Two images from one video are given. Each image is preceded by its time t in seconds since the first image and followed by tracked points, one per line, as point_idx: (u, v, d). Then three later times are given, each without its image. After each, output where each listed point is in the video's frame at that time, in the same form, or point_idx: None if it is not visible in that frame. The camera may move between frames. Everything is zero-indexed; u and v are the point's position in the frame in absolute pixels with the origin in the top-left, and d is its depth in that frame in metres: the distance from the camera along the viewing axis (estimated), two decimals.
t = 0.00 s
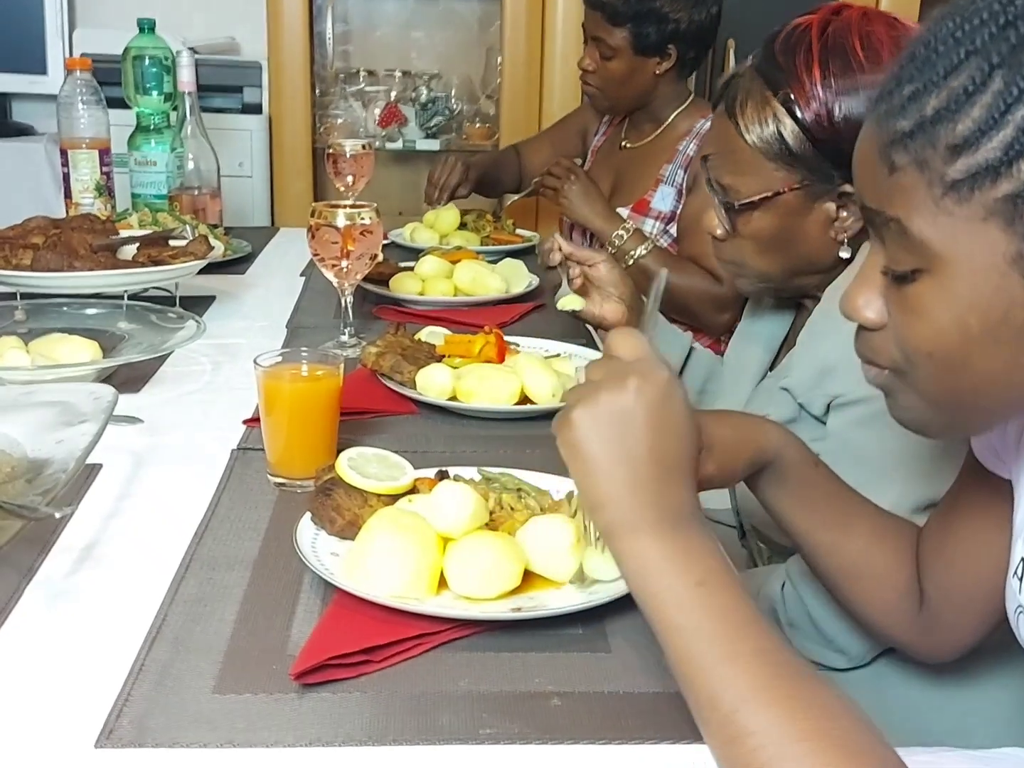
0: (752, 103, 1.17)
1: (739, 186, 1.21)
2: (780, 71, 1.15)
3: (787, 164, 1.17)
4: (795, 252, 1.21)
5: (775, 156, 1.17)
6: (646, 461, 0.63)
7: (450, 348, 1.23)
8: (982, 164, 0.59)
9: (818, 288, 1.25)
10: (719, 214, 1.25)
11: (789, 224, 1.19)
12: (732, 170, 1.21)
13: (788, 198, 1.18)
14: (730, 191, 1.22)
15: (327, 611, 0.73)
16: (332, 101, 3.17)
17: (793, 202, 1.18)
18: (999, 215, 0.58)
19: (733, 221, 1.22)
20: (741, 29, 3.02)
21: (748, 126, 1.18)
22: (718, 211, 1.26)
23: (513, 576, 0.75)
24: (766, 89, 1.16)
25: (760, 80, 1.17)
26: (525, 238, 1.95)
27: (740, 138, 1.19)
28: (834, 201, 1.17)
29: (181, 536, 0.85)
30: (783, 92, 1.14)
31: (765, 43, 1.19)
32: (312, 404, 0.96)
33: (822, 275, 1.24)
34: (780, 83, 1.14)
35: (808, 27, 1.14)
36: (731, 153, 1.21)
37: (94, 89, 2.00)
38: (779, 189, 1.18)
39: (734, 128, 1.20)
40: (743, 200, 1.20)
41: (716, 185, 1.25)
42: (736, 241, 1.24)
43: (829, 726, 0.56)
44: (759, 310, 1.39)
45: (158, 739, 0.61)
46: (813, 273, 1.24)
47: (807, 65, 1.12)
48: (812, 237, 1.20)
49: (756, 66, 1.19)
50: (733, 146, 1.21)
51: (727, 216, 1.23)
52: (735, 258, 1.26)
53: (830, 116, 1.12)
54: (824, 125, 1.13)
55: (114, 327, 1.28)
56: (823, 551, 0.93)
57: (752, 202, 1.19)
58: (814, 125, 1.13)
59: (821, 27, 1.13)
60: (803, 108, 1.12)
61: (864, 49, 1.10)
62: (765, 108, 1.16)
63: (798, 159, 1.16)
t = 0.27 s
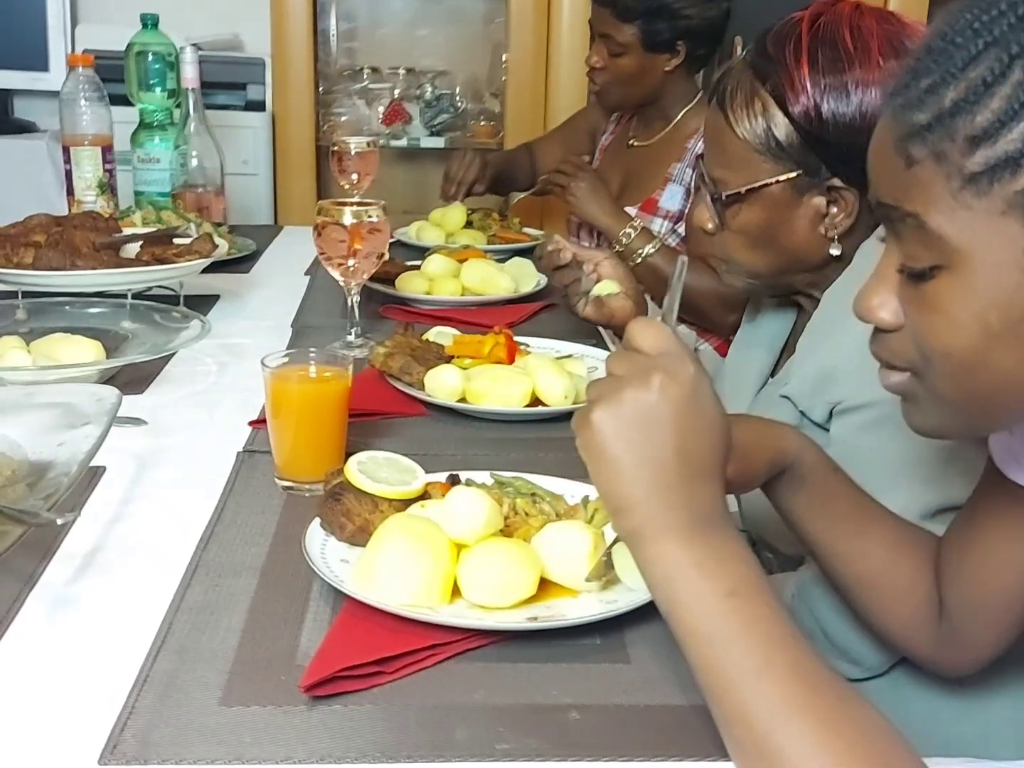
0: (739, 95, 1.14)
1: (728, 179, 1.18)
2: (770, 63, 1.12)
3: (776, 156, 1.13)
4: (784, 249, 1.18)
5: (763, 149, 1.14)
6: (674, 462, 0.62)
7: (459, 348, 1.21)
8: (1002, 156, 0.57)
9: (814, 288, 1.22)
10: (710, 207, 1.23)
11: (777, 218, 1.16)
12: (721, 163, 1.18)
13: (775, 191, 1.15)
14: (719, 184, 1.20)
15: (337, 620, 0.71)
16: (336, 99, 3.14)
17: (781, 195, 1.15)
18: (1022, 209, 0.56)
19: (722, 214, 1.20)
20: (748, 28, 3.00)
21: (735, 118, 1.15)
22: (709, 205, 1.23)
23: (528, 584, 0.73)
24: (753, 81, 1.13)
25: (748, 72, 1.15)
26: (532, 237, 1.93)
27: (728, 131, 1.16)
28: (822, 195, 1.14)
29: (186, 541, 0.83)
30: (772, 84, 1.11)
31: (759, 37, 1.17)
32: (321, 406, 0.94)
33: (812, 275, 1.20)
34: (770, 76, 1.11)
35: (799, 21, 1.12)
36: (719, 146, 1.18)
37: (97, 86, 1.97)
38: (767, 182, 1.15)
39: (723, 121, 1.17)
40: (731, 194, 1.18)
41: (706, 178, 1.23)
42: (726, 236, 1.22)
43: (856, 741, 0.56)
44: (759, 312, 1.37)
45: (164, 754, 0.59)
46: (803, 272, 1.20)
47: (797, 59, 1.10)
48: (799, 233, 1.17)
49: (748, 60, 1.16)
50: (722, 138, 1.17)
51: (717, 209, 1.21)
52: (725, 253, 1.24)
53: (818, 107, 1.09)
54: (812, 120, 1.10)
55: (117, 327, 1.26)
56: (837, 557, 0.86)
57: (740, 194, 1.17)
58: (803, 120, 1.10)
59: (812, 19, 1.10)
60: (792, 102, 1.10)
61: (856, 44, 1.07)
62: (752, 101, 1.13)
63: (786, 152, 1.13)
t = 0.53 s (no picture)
0: (724, 81, 1.14)
1: (708, 161, 1.18)
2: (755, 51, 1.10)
3: (755, 144, 1.12)
4: (762, 236, 1.16)
5: (743, 135, 1.12)
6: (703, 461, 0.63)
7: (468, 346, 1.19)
8: None
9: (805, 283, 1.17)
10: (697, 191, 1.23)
11: (756, 206, 1.14)
12: (705, 147, 1.18)
13: (754, 178, 1.13)
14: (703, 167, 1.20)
15: (349, 625, 0.69)
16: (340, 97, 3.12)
17: (758, 182, 1.13)
18: None
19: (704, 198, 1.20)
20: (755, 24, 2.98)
21: (718, 103, 1.15)
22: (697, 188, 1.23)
23: (546, 589, 0.71)
24: (737, 67, 1.12)
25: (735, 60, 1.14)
26: (540, 233, 1.91)
27: (713, 116, 1.16)
28: (801, 185, 1.11)
29: (192, 544, 0.81)
30: (753, 71, 1.09)
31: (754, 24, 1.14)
32: (329, 403, 0.92)
33: (795, 268, 1.16)
34: (755, 64, 1.09)
35: (788, 11, 1.09)
36: (705, 131, 1.18)
37: (99, 82, 1.95)
38: (747, 167, 1.13)
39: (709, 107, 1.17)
40: (712, 177, 1.18)
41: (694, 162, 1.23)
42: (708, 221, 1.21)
43: (894, 747, 0.55)
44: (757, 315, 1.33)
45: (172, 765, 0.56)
46: (788, 266, 1.17)
47: (780, 46, 1.06)
48: (777, 223, 1.14)
49: (739, 47, 1.14)
50: (708, 124, 1.17)
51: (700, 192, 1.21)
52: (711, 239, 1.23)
53: (797, 95, 1.06)
54: (791, 109, 1.07)
55: (121, 324, 1.24)
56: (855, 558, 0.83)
57: (716, 177, 1.16)
58: (784, 109, 1.07)
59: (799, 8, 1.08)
60: (773, 91, 1.07)
61: (839, 34, 1.03)
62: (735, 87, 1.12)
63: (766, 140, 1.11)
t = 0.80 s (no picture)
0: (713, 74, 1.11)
1: (693, 151, 1.17)
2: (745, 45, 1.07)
3: (737, 139, 1.10)
4: (743, 231, 1.15)
5: (727, 129, 1.11)
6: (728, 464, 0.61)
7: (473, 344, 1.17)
8: None
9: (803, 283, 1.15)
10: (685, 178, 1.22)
11: (736, 200, 1.14)
12: (694, 139, 1.17)
13: (735, 173, 1.12)
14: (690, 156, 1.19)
15: (353, 631, 0.67)
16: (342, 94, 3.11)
17: (739, 177, 1.12)
18: None
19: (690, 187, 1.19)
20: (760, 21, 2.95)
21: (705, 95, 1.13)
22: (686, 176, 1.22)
23: (557, 594, 0.69)
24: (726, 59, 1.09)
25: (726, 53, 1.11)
26: (544, 231, 1.89)
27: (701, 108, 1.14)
28: (779, 184, 1.10)
29: (193, 546, 0.79)
30: (739, 65, 1.06)
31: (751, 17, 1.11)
32: (332, 402, 0.90)
33: (779, 266, 1.16)
34: (743, 59, 1.06)
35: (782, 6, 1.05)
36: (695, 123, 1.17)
37: (99, 78, 1.93)
38: (730, 161, 1.12)
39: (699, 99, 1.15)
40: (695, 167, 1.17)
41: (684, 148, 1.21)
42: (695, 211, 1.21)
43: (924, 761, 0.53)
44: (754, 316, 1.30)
45: None
46: (772, 264, 1.16)
47: (769, 42, 1.03)
48: (758, 220, 1.13)
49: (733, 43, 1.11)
50: (697, 116, 1.16)
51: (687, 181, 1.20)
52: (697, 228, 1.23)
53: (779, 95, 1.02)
54: (774, 109, 1.04)
55: (120, 322, 1.22)
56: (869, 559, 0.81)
57: (698, 167, 1.16)
58: (767, 107, 1.04)
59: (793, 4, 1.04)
60: (758, 87, 1.04)
61: (828, 33, 1.00)
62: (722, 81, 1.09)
63: (749, 136, 1.09)
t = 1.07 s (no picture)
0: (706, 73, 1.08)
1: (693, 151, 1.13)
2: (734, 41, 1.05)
3: (738, 133, 1.06)
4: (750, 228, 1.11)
5: (726, 126, 1.07)
6: (748, 461, 0.59)
7: (480, 336, 1.15)
8: None
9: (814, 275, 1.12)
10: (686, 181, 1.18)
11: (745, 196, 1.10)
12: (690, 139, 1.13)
13: (738, 167, 1.08)
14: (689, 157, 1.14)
15: (360, 628, 0.65)
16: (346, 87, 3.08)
17: (743, 173, 1.08)
18: None
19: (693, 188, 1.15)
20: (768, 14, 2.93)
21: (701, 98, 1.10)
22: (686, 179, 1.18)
23: (568, 591, 0.67)
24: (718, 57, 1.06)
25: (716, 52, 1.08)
26: (551, 224, 1.87)
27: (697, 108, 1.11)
28: (785, 174, 1.06)
29: (194, 541, 0.77)
30: (731, 61, 1.04)
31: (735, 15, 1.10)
32: (337, 394, 0.88)
33: (792, 258, 1.12)
34: (734, 54, 1.04)
35: None
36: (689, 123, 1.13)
37: (102, 68, 1.91)
38: (731, 157, 1.08)
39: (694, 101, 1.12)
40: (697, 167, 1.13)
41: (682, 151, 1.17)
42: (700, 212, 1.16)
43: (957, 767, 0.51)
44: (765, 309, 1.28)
45: None
46: (784, 256, 1.12)
47: (756, 34, 1.01)
48: (766, 213, 1.09)
49: (722, 40, 1.10)
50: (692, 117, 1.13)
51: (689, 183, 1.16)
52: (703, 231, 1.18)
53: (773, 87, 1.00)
54: (768, 102, 1.01)
55: (121, 313, 1.20)
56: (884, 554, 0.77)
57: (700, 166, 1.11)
58: (762, 100, 1.02)
59: None
60: (751, 80, 1.01)
61: (817, 21, 0.98)
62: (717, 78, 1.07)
63: (749, 131, 1.06)
